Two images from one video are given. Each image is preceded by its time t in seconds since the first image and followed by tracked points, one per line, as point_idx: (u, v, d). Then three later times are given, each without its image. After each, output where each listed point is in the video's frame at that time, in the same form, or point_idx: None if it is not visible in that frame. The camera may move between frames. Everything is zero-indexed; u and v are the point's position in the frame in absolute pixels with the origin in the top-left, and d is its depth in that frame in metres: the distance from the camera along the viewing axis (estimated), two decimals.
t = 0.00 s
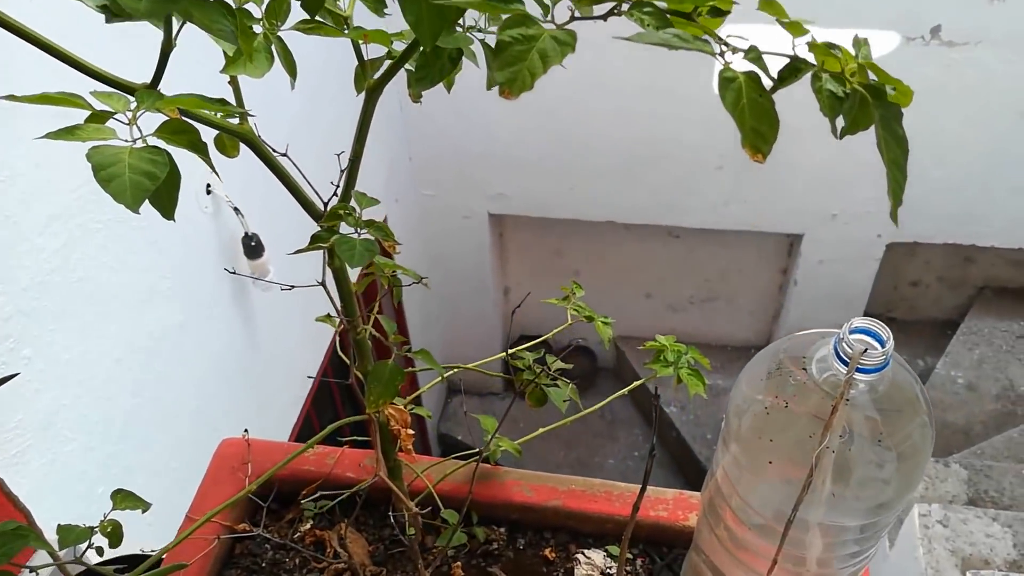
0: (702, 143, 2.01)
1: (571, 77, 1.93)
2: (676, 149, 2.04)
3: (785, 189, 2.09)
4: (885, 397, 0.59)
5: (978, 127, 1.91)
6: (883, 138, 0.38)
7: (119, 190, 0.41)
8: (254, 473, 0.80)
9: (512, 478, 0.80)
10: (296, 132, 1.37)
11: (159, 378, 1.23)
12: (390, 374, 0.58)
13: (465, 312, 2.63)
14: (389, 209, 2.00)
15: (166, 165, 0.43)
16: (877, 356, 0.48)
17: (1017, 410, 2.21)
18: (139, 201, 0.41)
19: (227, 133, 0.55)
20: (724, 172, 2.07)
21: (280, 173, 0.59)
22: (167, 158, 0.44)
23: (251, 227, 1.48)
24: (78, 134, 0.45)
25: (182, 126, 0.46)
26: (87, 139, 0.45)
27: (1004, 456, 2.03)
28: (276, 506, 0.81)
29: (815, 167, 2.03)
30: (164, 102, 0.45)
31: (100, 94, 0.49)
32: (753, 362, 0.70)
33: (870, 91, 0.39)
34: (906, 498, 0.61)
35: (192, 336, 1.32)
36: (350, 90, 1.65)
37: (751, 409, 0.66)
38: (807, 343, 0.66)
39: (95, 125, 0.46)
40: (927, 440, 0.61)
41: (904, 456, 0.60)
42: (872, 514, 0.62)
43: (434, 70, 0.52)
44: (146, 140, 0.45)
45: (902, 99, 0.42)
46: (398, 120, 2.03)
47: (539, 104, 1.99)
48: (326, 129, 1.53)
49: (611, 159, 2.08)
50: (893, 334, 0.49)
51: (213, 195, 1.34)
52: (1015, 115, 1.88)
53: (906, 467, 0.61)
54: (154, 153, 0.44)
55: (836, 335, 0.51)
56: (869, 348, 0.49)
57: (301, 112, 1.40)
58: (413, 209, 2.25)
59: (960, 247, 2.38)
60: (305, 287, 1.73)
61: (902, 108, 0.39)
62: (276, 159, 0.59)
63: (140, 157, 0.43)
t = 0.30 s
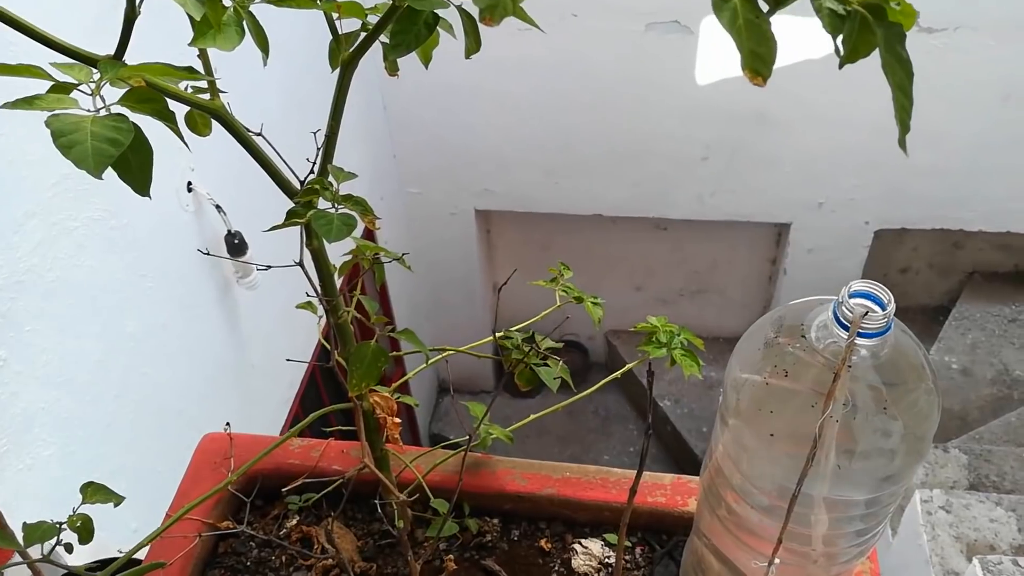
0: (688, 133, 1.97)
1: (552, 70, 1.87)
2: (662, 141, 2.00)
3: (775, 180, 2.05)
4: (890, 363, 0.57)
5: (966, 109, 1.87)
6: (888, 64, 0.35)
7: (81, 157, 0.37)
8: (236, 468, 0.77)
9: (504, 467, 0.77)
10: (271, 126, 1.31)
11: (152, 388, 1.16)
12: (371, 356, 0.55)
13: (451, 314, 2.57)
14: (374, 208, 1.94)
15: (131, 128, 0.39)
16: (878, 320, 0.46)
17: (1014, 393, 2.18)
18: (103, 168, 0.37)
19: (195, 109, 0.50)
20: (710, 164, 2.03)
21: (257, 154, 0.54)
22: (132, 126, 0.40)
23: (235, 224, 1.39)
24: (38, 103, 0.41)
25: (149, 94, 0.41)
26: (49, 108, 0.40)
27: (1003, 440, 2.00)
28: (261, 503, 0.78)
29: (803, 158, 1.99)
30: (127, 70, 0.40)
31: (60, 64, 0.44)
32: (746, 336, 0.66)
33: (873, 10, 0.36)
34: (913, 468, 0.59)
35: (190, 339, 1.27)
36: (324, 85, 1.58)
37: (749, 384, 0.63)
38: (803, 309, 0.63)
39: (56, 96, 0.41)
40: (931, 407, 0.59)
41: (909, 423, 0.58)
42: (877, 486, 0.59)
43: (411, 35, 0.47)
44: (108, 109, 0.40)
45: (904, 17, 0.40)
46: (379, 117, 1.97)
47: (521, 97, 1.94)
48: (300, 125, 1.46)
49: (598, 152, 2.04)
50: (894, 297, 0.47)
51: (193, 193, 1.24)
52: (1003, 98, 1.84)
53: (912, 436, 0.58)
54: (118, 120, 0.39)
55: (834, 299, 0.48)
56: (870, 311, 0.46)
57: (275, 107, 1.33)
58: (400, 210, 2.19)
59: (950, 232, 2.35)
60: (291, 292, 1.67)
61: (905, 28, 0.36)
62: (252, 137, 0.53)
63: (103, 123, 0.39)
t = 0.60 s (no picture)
0: (685, 125, 1.95)
1: (546, 62, 1.85)
2: (658, 134, 1.97)
3: (772, 173, 2.03)
4: (887, 328, 0.52)
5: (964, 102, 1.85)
6: None
7: (35, 108, 0.34)
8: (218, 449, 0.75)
9: (492, 448, 0.76)
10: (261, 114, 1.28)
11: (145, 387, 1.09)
12: (353, 328, 0.53)
13: (447, 304, 2.53)
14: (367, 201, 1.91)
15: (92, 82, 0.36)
16: (878, 287, 0.44)
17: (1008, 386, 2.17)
18: (59, 121, 0.34)
19: (167, 72, 0.46)
20: (707, 156, 2.01)
21: (235, 123, 0.51)
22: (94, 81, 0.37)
23: (228, 213, 1.30)
24: None
25: (113, 49, 0.38)
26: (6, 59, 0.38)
27: (998, 433, 1.99)
28: (244, 485, 0.77)
29: (800, 151, 1.97)
30: (86, 21, 0.38)
31: (21, 18, 0.42)
32: (742, 305, 0.63)
33: None
34: (911, 443, 0.54)
35: (190, 333, 1.21)
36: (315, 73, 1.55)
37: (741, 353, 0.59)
38: (802, 278, 0.59)
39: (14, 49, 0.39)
40: (933, 377, 0.54)
41: (908, 394, 0.53)
42: (872, 461, 0.55)
43: None
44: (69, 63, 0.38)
45: None
46: (373, 108, 1.94)
47: (515, 89, 1.91)
48: (289, 114, 1.43)
49: (594, 145, 2.02)
50: (895, 263, 0.45)
51: (182, 180, 1.16)
52: (1002, 89, 1.81)
53: (911, 408, 0.54)
54: (78, 73, 0.36)
55: (832, 265, 0.46)
56: (869, 278, 0.45)
57: (263, 94, 1.30)
58: (393, 202, 2.17)
59: (946, 226, 2.34)
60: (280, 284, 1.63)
61: None
62: (228, 104, 0.50)
63: (61, 77, 0.36)
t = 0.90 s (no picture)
0: (675, 109, 1.94)
1: (534, 47, 1.83)
2: (647, 119, 1.96)
3: (763, 158, 2.02)
4: (876, 293, 0.51)
5: (954, 86, 1.84)
6: None
7: None
8: (200, 430, 0.74)
9: (479, 427, 0.75)
10: (245, 97, 1.26)
11: (127, 377, 1.06)
12: (332, 301, 0.52)
13: (437, 291, 2.52)
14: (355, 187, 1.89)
15: (48, 39, 0.34)
16: (867, 251, 0.43)
17: (998, 369, 2.17)
18: (13, 78, 0.33)
19: (136, 37, 0.45)
20: (699, 141, 2.00)
21: (209, 91, 0.50)
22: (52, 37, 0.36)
23: (214, 196, 1.27)
24: None
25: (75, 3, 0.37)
26: None
27: (987, 415, 1.99)
28: (228, 466, 0.76)
29: (791, 137, 1.96)
30: None
31: None
32: (729, 273, 0.61)
33: None
34: (901, 410, 0.53)
35: (174, 322, 1.18)
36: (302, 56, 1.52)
37: (728, 321, 0.58)
38: (790, 244, 0.58)
39: None
40: (922, 342, 0.54)
41: (896, 360, 0.53)
42: (861, 429, 0.54)
43: None
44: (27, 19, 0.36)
45: None
46: (361, 93, 1.93)
47: (503, 74, 1.90)
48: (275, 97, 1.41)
49: (585, 131, 2.01)
50: (883, 227, 0.44)
51: (165, 164, 1.12)
52: (993, 72, 1.80)
53: (899, 374, 0.53)
54: (35, 30, 0.35)
55: (819, 230, 0.45)
56: (857, 241, 0.44)
57: (247, 76, 1.28)
58: (382, 188, 2.15)
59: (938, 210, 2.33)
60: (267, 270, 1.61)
61: None
62: (202, 72, 0.49)
63: (17, 33, 0.34)
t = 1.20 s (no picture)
0: (668, 99, 1.92)
1: (525, 33, 1.81)
2: (638, 108, 1.95)
3: (755, 150, 2.01)
4: (870, 267, 0.51)
5: (944, 80, 1.83)
6: None
7: None
8: (185, 410, 0.73)
9: (467, 409, 0.74)
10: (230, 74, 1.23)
11: (110, 363, 1.04)
12: (318, 274, 0.51)
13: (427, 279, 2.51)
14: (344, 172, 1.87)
15: None
16: (861, 224, 0.43)
17: (985, 362, 2.16)
18: None
19: None
20: (691, 131, 1.99)
21: (192, 60, 0.49)
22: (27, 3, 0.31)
23: (199, 180, 1.25)
24: None
25: None
26: None
27: (974, 407, 1.99)
28: (213, 448, 0.75)
29: (785, 132, 1.97)
30: None
31: None
32: (721, 249, 0.61)
33: None
34: (893, 386, 0.54)
35: (158, 307, 1.16)
36: (290, 37, 1.49)
37: (720, 296, 0.58)
38: (783, 218, 0.57)
39: None
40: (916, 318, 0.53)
41: (890, 335, 0.53)
42: (853, 406, 0.54)
43: None
44: None
45: None
46: (351, 80, 1.91)
47: (493, 61, 1.88)
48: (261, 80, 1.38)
49: (576, 121, 2.00)
50: (878, 200, 0.44)
51: (150, 147, 1.10)
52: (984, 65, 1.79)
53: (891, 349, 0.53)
54: None
55: (814, 203, 0.45)
56: (852, 214, 0.43)
57: (232, 58, 1.26)
58: (370, 176, 2.13)
59: (928, 203, 2.32)
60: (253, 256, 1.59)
61: None
62: (186, 40, 0.48)
63: None
